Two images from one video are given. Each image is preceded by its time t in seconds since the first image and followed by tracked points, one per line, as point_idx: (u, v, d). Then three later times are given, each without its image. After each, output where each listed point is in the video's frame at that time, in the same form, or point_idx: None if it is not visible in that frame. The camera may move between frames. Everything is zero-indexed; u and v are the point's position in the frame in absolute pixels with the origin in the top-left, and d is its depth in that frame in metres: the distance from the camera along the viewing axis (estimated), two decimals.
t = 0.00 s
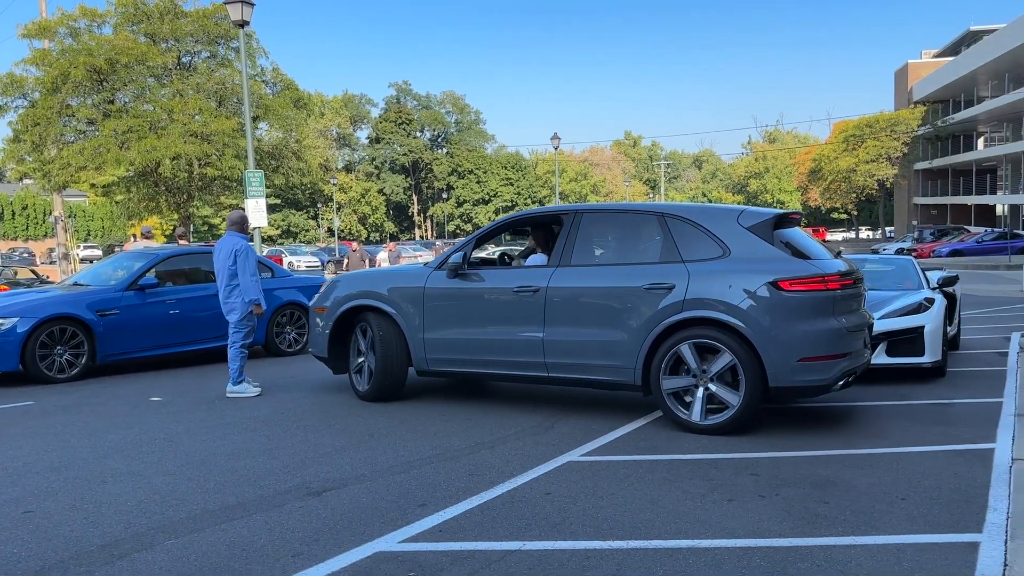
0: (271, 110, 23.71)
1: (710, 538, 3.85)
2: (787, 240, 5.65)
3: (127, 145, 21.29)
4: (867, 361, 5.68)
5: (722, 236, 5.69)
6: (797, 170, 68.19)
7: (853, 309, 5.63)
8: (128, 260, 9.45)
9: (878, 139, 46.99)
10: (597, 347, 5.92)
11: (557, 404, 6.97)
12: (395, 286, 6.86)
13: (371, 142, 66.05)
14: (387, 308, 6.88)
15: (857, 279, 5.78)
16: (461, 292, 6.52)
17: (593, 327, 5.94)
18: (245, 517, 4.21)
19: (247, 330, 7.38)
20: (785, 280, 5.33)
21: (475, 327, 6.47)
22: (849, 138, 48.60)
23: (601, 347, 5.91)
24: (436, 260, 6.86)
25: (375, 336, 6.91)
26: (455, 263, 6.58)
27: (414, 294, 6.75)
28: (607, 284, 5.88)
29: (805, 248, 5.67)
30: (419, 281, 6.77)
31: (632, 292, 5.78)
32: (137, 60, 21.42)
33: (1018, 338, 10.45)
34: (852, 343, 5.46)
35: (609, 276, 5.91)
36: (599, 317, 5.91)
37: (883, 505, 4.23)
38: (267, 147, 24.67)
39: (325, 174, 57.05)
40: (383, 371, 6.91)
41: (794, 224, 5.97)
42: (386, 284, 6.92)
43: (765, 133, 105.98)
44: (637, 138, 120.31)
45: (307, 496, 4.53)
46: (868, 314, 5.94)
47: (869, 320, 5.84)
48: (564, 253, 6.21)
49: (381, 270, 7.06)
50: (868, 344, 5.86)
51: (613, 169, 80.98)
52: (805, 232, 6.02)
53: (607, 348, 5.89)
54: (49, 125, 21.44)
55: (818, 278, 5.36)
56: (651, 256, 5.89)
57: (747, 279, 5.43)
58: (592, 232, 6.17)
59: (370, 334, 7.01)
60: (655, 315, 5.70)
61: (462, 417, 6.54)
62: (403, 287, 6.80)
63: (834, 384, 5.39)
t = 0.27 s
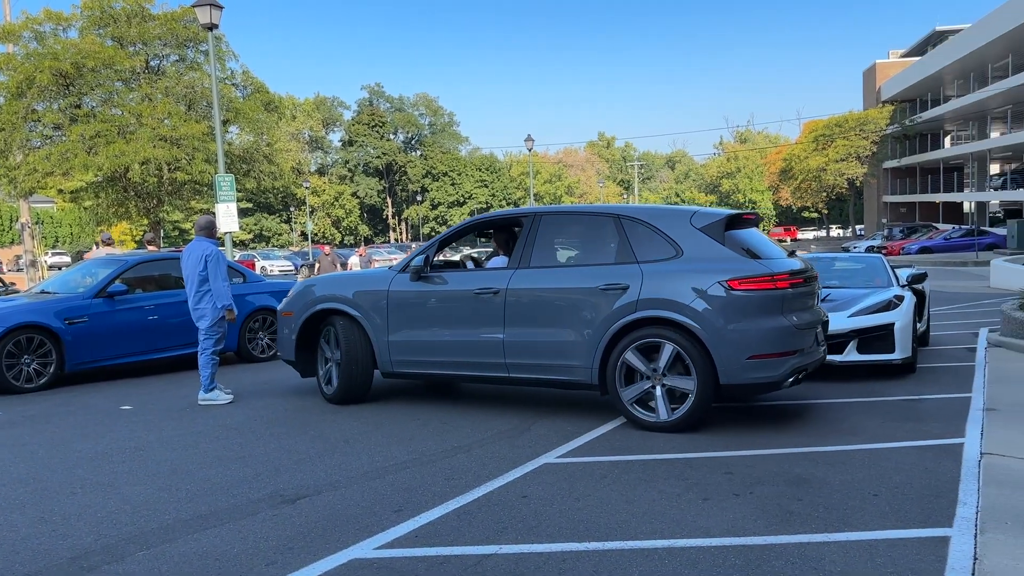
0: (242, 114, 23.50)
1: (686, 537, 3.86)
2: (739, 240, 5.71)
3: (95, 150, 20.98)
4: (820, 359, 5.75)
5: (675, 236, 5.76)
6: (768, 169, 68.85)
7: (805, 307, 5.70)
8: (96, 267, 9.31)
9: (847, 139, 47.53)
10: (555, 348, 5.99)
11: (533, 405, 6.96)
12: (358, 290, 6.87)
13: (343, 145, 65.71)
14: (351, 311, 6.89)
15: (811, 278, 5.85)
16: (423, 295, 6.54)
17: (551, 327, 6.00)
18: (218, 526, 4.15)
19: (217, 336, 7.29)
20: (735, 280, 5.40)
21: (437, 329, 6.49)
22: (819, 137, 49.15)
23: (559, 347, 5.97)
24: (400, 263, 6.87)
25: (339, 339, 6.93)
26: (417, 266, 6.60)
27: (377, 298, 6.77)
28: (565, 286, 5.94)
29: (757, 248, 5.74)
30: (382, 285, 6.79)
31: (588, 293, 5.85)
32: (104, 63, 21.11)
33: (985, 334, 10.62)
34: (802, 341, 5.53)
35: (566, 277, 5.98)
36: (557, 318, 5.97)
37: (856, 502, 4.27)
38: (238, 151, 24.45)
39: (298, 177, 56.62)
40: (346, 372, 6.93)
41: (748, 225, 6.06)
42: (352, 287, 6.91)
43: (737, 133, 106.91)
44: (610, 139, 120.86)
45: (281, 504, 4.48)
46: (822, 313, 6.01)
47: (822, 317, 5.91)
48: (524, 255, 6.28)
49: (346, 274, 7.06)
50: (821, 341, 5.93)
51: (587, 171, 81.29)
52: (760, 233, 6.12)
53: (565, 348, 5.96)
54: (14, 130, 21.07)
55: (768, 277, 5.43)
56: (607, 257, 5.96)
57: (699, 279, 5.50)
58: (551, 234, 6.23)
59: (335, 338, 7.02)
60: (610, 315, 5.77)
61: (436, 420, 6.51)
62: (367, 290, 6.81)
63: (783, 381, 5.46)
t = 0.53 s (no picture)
0: (213, 117, 23.25)
1: (663, 537, 3.87)
2: (694, 240, 5.78)
3: (63, 154, 20.65)
4: (775, 357, 5.80)
5: (631, 238, 5.83)
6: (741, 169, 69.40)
7: (760, 306, 5.75)
8: (65, 274, 9.17)
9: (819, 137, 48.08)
10: (514, 349, 6.03)
11: (510, 407, 6.94)
12: (324, 293, 6.88)
13: (317, 148, 65.32)
14: (317, 314, 6.89)
15: (767, 278, 5.91)
16: (387, 297, 6.56)
17: (510, 329, 6.04)
18: (191, 536, 4.10)
19: (188, 343, 7.20)
20: (688, 280, 5.47)
21: (400, 331, 6.52)
22: (790, 137, 49.62)
23: (519, 348, 6.02)
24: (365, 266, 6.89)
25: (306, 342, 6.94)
26: (381, 268, 6.63)
27: (342, 301, 6.78)
28: (524, 287, 5.99)
29: (711, 248, 5.80)
30: (347, 289, 6.80)
31: (547, 294, 5.90)
32: (72, 67, 20.79)
33: (955, 329, 10.78)
34: (756, 339, 5.58)
35: (526, 279, 6.03)
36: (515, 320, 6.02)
37: (830, 498, 4.31)
38: (209, 155, 24.21)
39: (271, 180, 56.13)
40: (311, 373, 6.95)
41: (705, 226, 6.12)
42: (318, 292, 6.90)
43: (709, 133, 107.66)
44: (584, 140, 121.25)
45: (255, 512, 4.43)
46: (780, 311, 6.07)
47: (778, 316, 5.97)
48: (486, 258, 6.31)
49: (312, 277, 7.06)
50: (778, 339, 5.98)
51: (562, 171, 81.47)
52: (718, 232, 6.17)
53: (524, 349, 6.00)
54: None
55: (719, 277, 5.49)
56: (566, 259, 6.02)
57: (653, 279, 5.57)
58: (511, 236, 6.27)
59: (303, 341, 7.03)
60: (567, 317, 5.82)
61: (411, 424, 6.47)
62: (332, 293, 6.83)
63: (736, 379, 5.51)
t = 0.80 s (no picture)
0: (187, 120, 23.06)
1: (642, 537, 3.88)
2: (652, 240, 5.82)
3: (34, 159, 20.38)
4: (733, 354, 5.83)
5: (591, 238, 5.86)
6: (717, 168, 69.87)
7: (717, 304, 5.79)
8: (36, 280, 9.04)
9: (793, 136, 48.48)
10: (476, 349, 6.06)
11: (490, 408, 6.92)
12: (292, 296, 6.88)
13: (293, 150, 64.98)
14: (286, 317, 6.90)
15: (725, 276, 5.94)
16: (354, 299, 6.57)
17: (472, 329, 6.07)
18: (167, 544, 4.05)
19: (162, 349, 7.11)
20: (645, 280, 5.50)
21: (367, 332, 6.53)
22: (766, 135, 49.97)
23: (480, 348, 6.04)
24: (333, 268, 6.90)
25: (276, 345, 6.95)
26: (348, 270, 6.64)
27: (310, 303, 6.79)
28: (486, 288, 6.02)
29: (669, 247, 5.84)
30: (315, 292, 6.81)
31: (507, 294, 5.94)
32: (42, 70, 20.50)
33: (929, 324, 10.91)
34: (712, 338, 5.62)
35: (487, 280, 6.06)
36: (477, 320, 6.05)
37: (808, 495, 4.34)
38: (183, 158, 24.02)
39: (247, 183, 55.68)
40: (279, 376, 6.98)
41: (665, 226, 6.16)
42: (287, 294, 6.91)
43: (686, 132, 108.30)
44: (561, 140, 121.69)
45: (233, 519, 4.39)
46: (740, 308, 6.10)
47: (737, 314, 6.01)
48: (450, 259, 6.32)
49: (282, 281, 7.06)
50: (737, 336, 6.02)
51: (540, 171, 81.67)
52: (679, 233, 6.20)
53: (486, 349, 6.03)
54: None
55: (675, 277, 5.52)
56: (527, 260, 6.04)
57: (611, 278, 5.61)
58: (475, 237, 6.28)
59: (272, 344, 7.04)
60: (527, 316, 5.85)
61: (390, 426, 6.44)
62: (300, 296, 6.83)
63: (692, 377, 5.55)
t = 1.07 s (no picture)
0: (166, 121, 22.86)
1: (627, 536, 3.89)
2: (614, 241, 5.92)
3: (11, 162, 20.13)
4: (695, 352, 5.91)
5: (553, 240, 5.96)
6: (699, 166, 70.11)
7: (678, 303, 5.88)
8: (14, 285, 8.93)
9: (774, 134, 48.80)
10: (444, 349, 6.15)
11: (475, 408, 6.92)
12: (267, 298, 7.00)
13: (274, 151, 64.59)
14: (261, 319, 7.01)
15: (688, 275, 6.03)
16: (326, 301, 6.68)
17: (440, 330, 6.16)
18: (149, 551, 4.01)
19: (141, 353, 7.04)
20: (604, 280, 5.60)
21: (338, 334, 6.64)
22: (747, 134, 50.17)
23: (448, 348, 6.13)
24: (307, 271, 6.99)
25: (251, 347, 7.05)
26: (319, 272, 6.75)
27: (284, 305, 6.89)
28: (453, 289, 6.12)
29: (630, 248, 5.94)
30: (289, 295, 6.91)
31: (473, 295, 6.03)
32: (19, 72, 20.23)
33: (910, 321, 11.02)
34: (672, 336, 5.69)
35: (454, 281, 6.17)
36: (444, 321, 6.15)
37: (791, 492, 4.37)
38: (162, 160, 23.79)
39: (227, 185, 55.24)
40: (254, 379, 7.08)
41: (631, 226, 6.26)
42: (263, 296, 7.03)
43: (668, 130, 108.60)
44: (544, 140, 121.83)
45: (216, 524, 4.36)
46: (703, 307, 6.19)
47: (701, 313, 6.10)
48: (418, 260, 6.43)
49: (258, 283, 7.17)
50: (701, 334, 6.09)
51: (524, 171, 81.68)
52: (644, 233, 6.29)
53: (453, 349, 6.12)
54: None
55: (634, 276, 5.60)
56: (493, 261, 6.15)
57: (571, 279, 5.71)
58: (444, 239, 6.39)
59: (247, 346, 7.14)
60: (491, 316, 5.95)
61: (374, 428, 6.42)
62: (275, 298, 6.94)
63: (653, 375, 5.63)
